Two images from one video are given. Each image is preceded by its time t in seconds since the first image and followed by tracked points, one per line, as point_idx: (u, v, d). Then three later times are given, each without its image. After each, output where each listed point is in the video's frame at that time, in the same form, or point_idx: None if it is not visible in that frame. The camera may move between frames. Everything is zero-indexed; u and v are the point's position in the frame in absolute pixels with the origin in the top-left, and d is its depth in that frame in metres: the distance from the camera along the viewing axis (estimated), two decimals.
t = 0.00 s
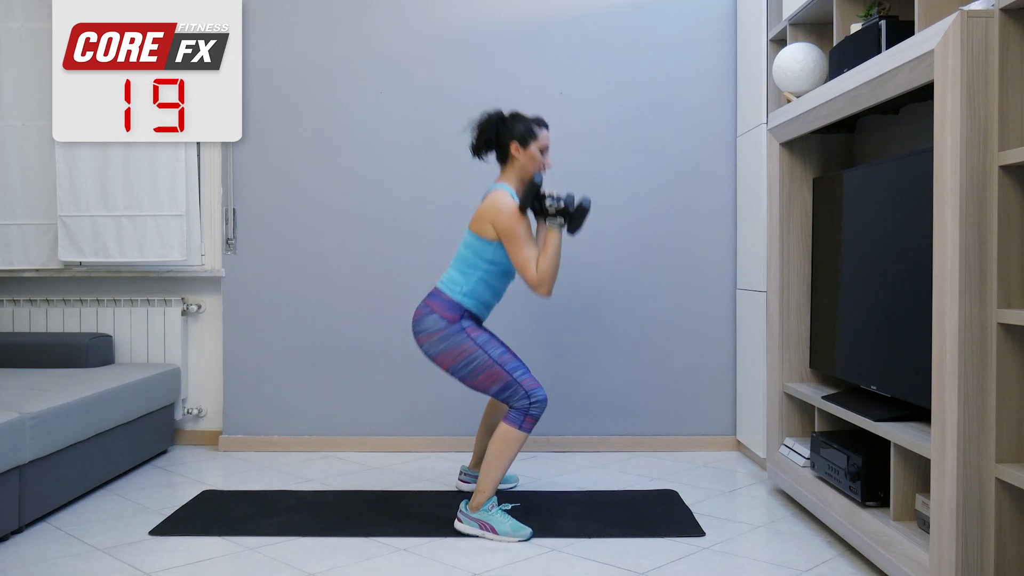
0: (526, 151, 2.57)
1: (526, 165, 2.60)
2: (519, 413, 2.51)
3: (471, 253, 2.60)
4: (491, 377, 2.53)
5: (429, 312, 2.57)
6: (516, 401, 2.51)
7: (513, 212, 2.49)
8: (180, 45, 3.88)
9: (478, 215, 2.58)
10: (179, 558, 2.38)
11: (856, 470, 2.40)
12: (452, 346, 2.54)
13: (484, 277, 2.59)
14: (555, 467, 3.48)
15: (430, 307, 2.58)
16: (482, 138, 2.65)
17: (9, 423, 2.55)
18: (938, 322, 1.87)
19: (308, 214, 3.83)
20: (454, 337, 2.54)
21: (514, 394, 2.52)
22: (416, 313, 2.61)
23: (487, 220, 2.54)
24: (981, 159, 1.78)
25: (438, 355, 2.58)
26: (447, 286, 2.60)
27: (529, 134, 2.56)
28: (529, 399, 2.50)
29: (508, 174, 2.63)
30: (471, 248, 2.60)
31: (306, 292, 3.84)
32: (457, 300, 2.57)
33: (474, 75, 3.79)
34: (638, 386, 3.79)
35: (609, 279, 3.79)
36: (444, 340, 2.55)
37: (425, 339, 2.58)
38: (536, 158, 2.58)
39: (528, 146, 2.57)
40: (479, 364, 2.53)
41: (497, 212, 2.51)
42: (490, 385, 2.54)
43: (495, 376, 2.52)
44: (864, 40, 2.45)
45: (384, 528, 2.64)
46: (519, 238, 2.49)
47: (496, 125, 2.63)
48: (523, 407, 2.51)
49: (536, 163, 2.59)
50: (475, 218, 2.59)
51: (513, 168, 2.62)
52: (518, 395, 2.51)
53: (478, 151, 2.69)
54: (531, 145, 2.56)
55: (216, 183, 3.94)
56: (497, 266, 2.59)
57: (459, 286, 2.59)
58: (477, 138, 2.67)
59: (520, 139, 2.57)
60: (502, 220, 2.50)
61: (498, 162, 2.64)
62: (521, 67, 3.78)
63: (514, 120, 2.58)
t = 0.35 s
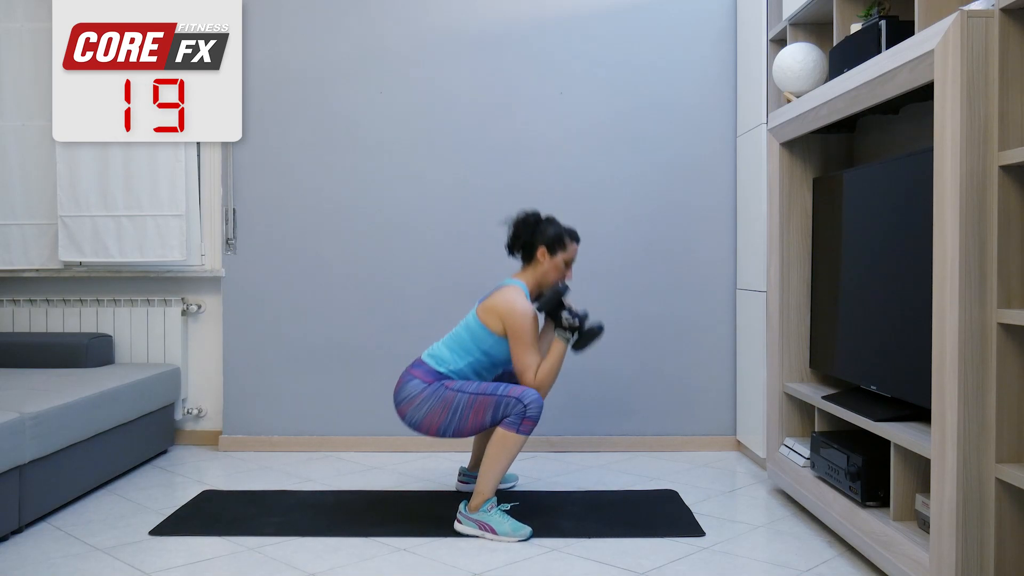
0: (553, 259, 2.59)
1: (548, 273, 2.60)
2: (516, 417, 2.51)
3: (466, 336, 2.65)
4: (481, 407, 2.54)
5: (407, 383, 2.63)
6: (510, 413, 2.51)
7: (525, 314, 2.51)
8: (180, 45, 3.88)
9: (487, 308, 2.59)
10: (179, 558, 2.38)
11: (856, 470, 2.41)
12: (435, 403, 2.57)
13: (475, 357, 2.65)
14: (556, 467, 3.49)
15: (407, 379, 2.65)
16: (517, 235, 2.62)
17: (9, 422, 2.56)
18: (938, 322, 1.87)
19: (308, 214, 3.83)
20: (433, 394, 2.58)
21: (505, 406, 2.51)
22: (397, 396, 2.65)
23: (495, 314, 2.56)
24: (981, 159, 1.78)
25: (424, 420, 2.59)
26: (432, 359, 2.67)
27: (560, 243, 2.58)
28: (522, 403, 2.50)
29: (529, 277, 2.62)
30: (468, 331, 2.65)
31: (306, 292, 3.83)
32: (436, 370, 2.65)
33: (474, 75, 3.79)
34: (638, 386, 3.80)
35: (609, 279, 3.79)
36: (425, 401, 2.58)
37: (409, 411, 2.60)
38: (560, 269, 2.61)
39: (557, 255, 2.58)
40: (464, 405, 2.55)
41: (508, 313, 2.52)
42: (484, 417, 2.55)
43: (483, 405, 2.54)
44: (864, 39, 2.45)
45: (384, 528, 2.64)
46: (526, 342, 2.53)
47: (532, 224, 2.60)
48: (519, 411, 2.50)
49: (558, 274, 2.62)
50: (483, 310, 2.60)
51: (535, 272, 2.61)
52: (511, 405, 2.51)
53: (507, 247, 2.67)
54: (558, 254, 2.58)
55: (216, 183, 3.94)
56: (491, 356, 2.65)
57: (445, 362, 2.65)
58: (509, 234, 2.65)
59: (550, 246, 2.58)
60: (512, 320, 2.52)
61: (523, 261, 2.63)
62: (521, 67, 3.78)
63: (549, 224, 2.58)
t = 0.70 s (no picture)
0: (552, 297, 2.59)
1: (546, 310, 2.61)
2: (500, 413, 2.50)
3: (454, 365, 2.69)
4: (467, 414, 2.55)
5: (395, 417, 2.69)
6: (494, 412, 2.50)
7: (518, 344, 2.53)
8: (180, 45, 3.88)
9: (482, 337, 2.62)
10: (179, 558, 2.38)
11: (856, 470, 2.40)
12: (423, 427, 2.61)
13: (463, 383, 2.68)
14: (556, 467, 3.49)
15: (395, 414, 2.70)
16: (519, 270, 2.62)
17: (9, 422, 2.55)
18: (937, 322, 1.87)
19: (308, 214, 3.83)
20: (418, 419, 2.62)
21: (488, 405, 2.51)
22: (389, 434, 2.70)
23: (489, 344, 2.59)
24: (981, 159, 1.78)
25: (419, 446, 2.62)
26: (419, 388, 2.73)
27: (560, 281, 2.57)
28: (503, 398, 2.49)
29: (527, 311, 2.63)
30: (458, 359, 2.69)
31: (306, 292, 3.83)
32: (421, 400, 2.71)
33: (474, 75, 3.79)
34: (638, 386, 3.79)
35: (609, 279, 3.79)
36: (414, 428, 2.62)
37: (402, 443, 2.64)
38: (558, 308, 2.60)
39: (556, 293, 2.58)
40: (450, 420, 2.57)
41: (502, 343, 2.55)
42: (472, 425, 2.55)
43: (468, 413, 2.55)
44: (864, 39, 2.45)
45: (384, 528, 2.64)
46: (517, 374, 2.54)
47: (534, 261, 2.59)
48: (503, 406, 2.49)
49: (555, 312, 2.61)
50: (477, 337, 2.64)
51: (533, 308, 2.61)
52: (493, 403, 2.50)
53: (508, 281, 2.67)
54: (557, 292, 2.58)
55: (216, 183, 3.94)
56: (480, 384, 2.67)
57: (431, 390, 2.70)
58: (512, 267, 2.65)
59: (549, 283, 2.57)
60: (505, 350, 2.54)
61: (522, 295, 2.64)
62: (521, 67, 3.78)
63: (551, 262, 2.57)
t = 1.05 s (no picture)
0: (573, 311, 2.59)
1: (566, 323, 2.61)
2: (513, 414, 2.50)
3: (469, 364, 2.70)
4: (480, 412, 2.56)
5: (404, 410, 2.69)
6: (507, 413, 2.51)
7: (540, 356, 2.55)
8: (180, 45, 3.88)
9: (501, 342, 2.63)
10: (179, 558, 2.38)
11: (856, 470, 2.41)
12: (433, 423, 2.61)
13: (476, 383, 2.69)
14: (556, 467, 3.49)
15: (404, 407, 2.70)
16: (543, 281, 2.61)
17: (9, 422, 2.55)
18: (937, 322, 1.87)
19: (308, 214, 3.83)
20: (429, 415, 2.62)
21: (501, 406, 2.52)
22: (397, 427, 2.70)
23: (508, 350, 2.60)
24: (981, 159, 1.78)
25: (427, 442, 2.63)
26: (429, 383, 2.73)
27: (583, 295, 2.57)
28: (517, 400, 2.49)
29: (548, 322, 2.63)
30: (473, 359, 2.70)
31: (306, 293, 3.83)
32: (431, 395, 2.71)
33: (474, 75, 3.79)
34: (638, 386, 3.79)
35: (609, 279, 3.79)
36: (423, 424, 2.63)
37: (411, 438, 2.65)
38: (578, 322, 2.61)
39: (577, 307, 2.58)
40: (461, 417, 2.58)
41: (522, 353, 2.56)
42: (483, 423, 2.56)
43: (480, 412, 2.55)
44: (864, 39, 2.45)
45: (384, 528, 2.64)
46: (537, 385, 2.55)
47: (557, 273, 2.59)
48: (516, 408, 2.49)
49: (575, 326, 2.61)
50: (497, 341, 2.65)
51: (554, 320, 2.62)
52: (506, 404, 2.51)
53: (529, 291, 2.66)
54: (580, 305, 2.58)
55: (216, 183, 3.94)
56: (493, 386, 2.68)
57: (443, 386, 2.71)
58: (534, 278, 2.64)
59: (572, 297, 2.57)
60: (525, 360, 2.56)
61: (543, 307, 2.63)
62: (520, 67, 3.78)
63: (574, 275, 2.57)
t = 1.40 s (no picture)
0: (595, 326, 2.56)
1: (586, 337, 2.58)
2: (521, 415, 2.50)
3: (482, 357, 2.69)
4: (488, 406, 2.55)
5: (410, 392, 2.67)
6: (516, 412, 2.51)
7: (556, 366, 2.53)
8: (180, 45, 3.88)
9: (520, 343, 2.62)
10: (179, 558, 2.38)
11: (856, 470, 2.40)
12: (439, 409, 2.60)
13: (486, 376, 2.68)
14: (556, 467, 3.48)
15: (410, 388, 2.69)
16: (571, 291, 2.59)
17: (9, 422, 2.55)
18: (938, 322, 1.86)
19: (308, 214, 3.83)
20: (435, 400, 2.61)
21: (510, 405, 2.52)
22: (400, 407, 2.69)
23: (526, 352, 2.59)
24: (981, 159, 1.78)
25: (430, 427, 2.62)
26: (439, 368, 2.72)
27: (608, 311, 2.55)
28: (527, 401, 2.50)
29: (569, 332, 2.61)
30: (488, 351, 2.69)
31: (306, 293, 3.83)
32: (439, 380, 2.70)
33: (474, 75, 3.79)
34: (638, 386, 3.79)
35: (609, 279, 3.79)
36: (428, 408, 2.61)
37: (413, 420, 2.63)
38: (598, 338, 2.59)
39: (600, 323, 2.56)
40: (468, 408, 2.58)
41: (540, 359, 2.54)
42: (489, 418, 2.56)
43: (487, 406, 2.56)
44: (864, 39, 2.45)
45: (384, 528, 2.64)
46: (550, 389, 2.52)
47: (586, 285, 2.56)
48: (524, 408, 2.50)
49: (595, 341, 2.59)
50: (516, 340, 2.64)
51: (575, 332, 2.59)
52: (515, 403, 2.51)
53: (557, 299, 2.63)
54: (604, 321, 2.56)
55: (216, 183, 3.93)
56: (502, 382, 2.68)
57: (452, 373, 2.70)
58: (563, 286, 2.61)
59: (598, 312, 2.54)
60: (541, 363, 2.54)
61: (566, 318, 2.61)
62: (520, 67, 3.78)
63: (602, 289, 2.55)
